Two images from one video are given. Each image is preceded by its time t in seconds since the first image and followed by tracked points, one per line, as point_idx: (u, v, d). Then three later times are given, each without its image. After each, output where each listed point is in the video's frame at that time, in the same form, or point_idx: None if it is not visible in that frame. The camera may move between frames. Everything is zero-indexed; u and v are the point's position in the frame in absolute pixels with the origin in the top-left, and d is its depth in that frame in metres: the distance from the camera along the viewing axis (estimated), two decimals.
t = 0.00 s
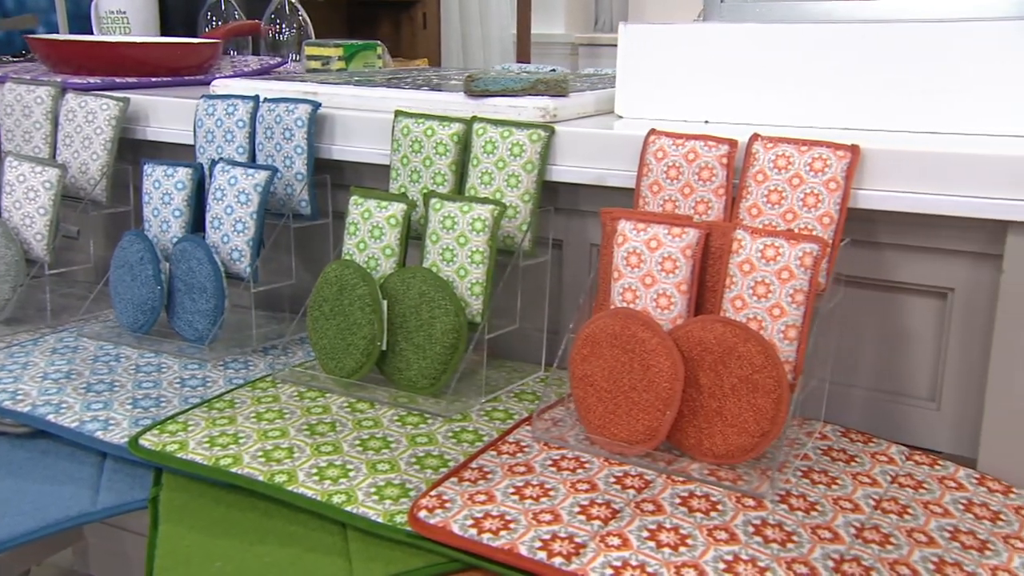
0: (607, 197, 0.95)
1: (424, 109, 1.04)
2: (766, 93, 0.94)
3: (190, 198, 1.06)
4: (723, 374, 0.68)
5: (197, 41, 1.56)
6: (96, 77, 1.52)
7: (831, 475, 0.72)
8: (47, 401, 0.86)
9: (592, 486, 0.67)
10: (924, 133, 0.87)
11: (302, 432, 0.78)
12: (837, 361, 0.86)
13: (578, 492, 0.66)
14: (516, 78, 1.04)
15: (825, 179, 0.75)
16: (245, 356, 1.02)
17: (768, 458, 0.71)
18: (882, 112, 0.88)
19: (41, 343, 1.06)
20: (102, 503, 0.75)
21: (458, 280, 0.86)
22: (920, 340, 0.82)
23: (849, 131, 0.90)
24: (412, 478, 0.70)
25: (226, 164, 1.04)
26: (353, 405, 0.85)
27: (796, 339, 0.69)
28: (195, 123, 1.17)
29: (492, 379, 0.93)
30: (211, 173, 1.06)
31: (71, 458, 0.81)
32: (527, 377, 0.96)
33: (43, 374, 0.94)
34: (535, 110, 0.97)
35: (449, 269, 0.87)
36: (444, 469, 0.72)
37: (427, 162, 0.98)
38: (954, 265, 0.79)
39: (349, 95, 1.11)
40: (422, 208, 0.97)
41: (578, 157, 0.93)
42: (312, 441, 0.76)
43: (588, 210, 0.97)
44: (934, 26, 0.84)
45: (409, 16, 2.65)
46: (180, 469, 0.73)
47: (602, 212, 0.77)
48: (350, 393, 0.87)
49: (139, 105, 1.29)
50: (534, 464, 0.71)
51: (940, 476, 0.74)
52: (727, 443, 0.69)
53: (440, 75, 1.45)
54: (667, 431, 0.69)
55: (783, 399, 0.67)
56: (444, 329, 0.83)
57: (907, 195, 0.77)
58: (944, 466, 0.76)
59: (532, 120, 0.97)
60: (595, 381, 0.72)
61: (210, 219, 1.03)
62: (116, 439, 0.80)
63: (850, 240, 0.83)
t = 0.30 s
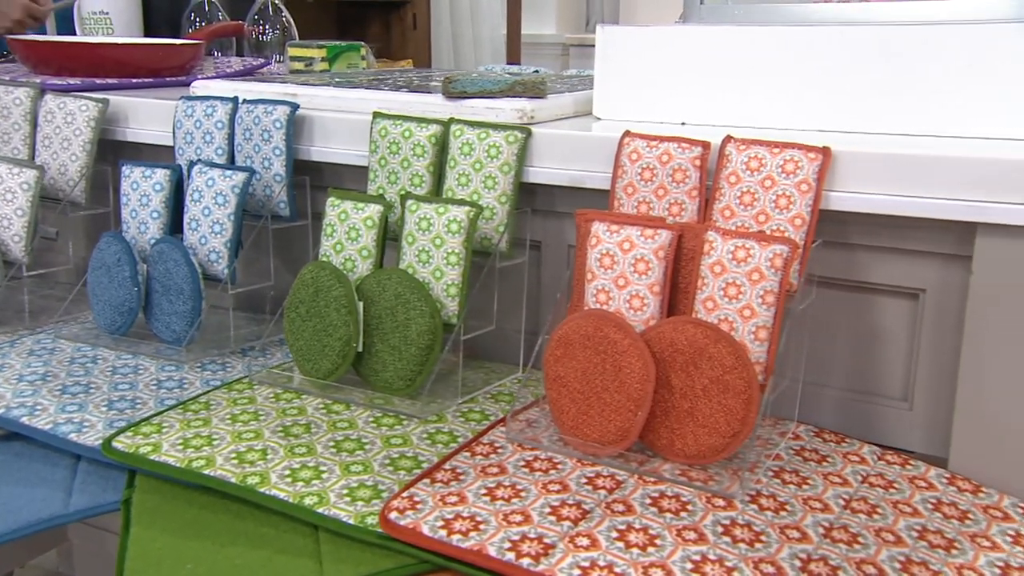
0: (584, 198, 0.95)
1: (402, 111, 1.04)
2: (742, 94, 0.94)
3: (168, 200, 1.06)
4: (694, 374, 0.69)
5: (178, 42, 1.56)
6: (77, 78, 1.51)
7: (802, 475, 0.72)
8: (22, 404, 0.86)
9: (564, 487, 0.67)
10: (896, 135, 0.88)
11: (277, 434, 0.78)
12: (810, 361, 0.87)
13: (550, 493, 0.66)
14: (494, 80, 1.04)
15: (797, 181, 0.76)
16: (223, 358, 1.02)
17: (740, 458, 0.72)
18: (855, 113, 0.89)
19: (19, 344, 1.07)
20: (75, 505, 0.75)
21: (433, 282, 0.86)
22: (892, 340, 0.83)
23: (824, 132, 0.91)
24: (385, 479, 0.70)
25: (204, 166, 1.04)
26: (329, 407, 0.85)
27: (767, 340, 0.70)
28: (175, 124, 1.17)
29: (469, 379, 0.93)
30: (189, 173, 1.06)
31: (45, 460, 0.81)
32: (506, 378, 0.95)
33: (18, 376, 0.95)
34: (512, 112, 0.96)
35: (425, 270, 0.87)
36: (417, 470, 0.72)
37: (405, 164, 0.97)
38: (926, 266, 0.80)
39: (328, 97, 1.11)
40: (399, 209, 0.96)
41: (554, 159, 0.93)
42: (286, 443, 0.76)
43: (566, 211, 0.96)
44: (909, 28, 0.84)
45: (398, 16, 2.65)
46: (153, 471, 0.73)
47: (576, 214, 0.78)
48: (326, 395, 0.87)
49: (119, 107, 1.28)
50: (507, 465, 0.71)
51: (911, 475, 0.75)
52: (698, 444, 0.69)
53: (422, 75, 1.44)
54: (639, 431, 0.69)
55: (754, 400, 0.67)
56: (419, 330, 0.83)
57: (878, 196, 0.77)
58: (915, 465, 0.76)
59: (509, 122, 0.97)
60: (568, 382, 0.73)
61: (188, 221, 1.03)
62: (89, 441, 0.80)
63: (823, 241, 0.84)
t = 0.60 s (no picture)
0: (562, 200, 0.95)
1: (382, 112, 1.04)
2: (720, 95, 0.94)
3: (147, 201, 1.06)
4: (666, 375, 0.69)
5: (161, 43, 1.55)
6: (58, 79, 1.51)
7: (773, 475, 0.73)
8: None
9: (536, 487, 0.67)
10: (871, 137, 0.88)
11: (252, 435, 0.78)
12: (785, 360, 0.87)
13: (521, 493, 0.66)
14: (472, 81, 1.04)
15: (770, 183, 0.76)
16: (201, 359, 1.02)
17: (712, 458, 0.72)
18: (831, 115, 0.89)
19: None
20: (48, 506, 0.76)
21: (410, 283, 0.86)
22: (866, 341, 0.83)
23: (799, 134, 0.91)
24: (359, 481, 0.70)
25: (183, 167, 1.04)
26: (305, 408, 0.85)
27: (738, 341, 0.70)
28: (154, 125, 1.16)
29: (447, 381, 0.93)
30: (169, 175, 1.06)
31: (19, 461, 0.81)
32: (484, 378, 0.95)
33: None
34: (490, 114, 0.96)
35: (402, 271, 0.87)
36: (391, 471, 0.72)
37: (383, 165, 0.97)
38: (899, 267, 0.80)
39: (308, 98, 1.11)
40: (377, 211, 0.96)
41: (531, 161, 0.93)
42: (261, 444, 0.76)
43: (544, 212, 0.96)
44: (884, 30, 0.84)
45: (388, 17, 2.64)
46: (126, 472, 0.73)
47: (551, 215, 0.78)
48: (303, 396, 0.87)
49: (100, 108, 1.28)
50: (480, 466, 0.71)
51: (883, 475, 0.75)
52: (670, 444, 0.69)
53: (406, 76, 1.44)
54: (611, 432, 0.70)
55: (724, 400, 0.68)
56: (395, 331, 0.83)
57: (849, 198, 0.78)
58: (887, 465, 0.77)
59: (487, 123, 0.97)
60: (542, 383, 0.73)
61: (167, 222, 1.03)
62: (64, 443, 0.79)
63: (797, 242, 0.84)
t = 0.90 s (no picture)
0: (552, 201, 0.94)
1: (374, 112, 1.04)
2: (710, 96, 0.95)
3: (141, 201, 1.07)
4: (651, 376, 0.69)
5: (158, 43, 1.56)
6: (55, 79, 1.51)
7: (758, 475, 0.73)
8: None
9: (520, 487, 0.68)
10: (861, 138, 0.88)
11: (240, 434, 0.78)
12: (773, 360, 0.88)
13: (505, 493, 0.66)
14: (464, 83, 1.04)
15: (756, 184, 0.76)
16: (193, 358, 1.02)
17: (697, 458, 0.72)
18: (820, 117, 0.89)
19: None
20: (37, 504, 0.78)
21: (399, 283, 0.86)
22: (853, 342, 0.84)
23: (789, 136, 0.91)
24: (345, 480, 0.70)
25: (175, 167, 1.04)
26: (295, 407, 0.85)
27: (722, 341, 0.70)
28: (149, 125, 1.17)
29: (437, 380, 0.93)
30: (162, 174, 1.07)
31: (10, 459, 0.82)
32: (474, 378, 0.95)
33: None
34: (481, 114, 0.97)
35: (391, 271, 0.87)
36: (377, 470, 0.72)
37: (375, 165, 0.97)
38: (886, 268, 0.80)
39: (302, 98, 1.11)
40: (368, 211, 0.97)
41: (521, 161, 0.93)
42: (248, 443, 0.76)
43: (534, 212, 0.96)
44: (875, 32, 0.84)
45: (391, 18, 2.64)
46: (115, 471, 0.73)
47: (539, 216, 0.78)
48: (293, 395, 0.87)
49: (96, 108, 1.29)
50: (466, 465, 0.72)
51: (868, 475, 0.76)
52: (655, 444, 0.70)
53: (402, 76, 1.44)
54: (595, 432, 0.70)
55: (708, 400, 0.68)
56: (384, 331, 0.83)
57: (836, 199, 0.78)
58: (873, 466, 0.77)
59: (479, 124, 0.97)
60: (528, 382, 0.73)
61: (160, 222, 1.04)
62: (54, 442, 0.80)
63: (785, 243, 0.85)
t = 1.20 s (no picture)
0: (551, 200, 0.94)
1: (375, 112, 1.04)
2: (709, 96, 0.94)
3: (144, 199, 1.07)
4: (643, 375, 0.70)
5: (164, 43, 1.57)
6: (63, 79, 1.52)
7: (751, 474, 0.73)
8: None
9: (513, 484, 0.68)
10: (860, 139, 0.88)
11: (237, 431, 0.79)
12: (770, 359, 0.88)
13: (497, 490, 0.67)
14: (465, 83, 1.05)
15: (751, 184, 0.76)
16: (195, 355, 1.03)
17: (689, 457, 0.72)
18: (819, 117, 0.89)
19: None
20: (35, 499, 0.79)
21: (397, 281, 0.87)
22: (849, 341, 0.84)
23: (788, 136, 0.91)
24: (339, 476, 0.71)
25: (178, 166, 1.05)
26: (292, 405, 0.86)
27: (715, 341, 0.70)
28: (153, 124, 1.18)
29: (436, 378, 0.93)
30: (165, 173, 1.07)
31: (11, 454, 0.83)
32: (472, 377, 0.95)
33: None
34: (480, 114, 0.97)
35: (389, 270, 0.88)
36: (372, 467, 0.72)
37: (375, 164, 0.98)
38: (882, 268, 0.80)
39: (304, 98, 1.12)
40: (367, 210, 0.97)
41: (519, 161, 0.93)
42: (245, 440, 0.77)
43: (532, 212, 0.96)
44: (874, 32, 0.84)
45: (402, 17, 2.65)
46: (113, 466, 0.74)
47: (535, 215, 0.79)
48: (291, 392, 0.88)
49: (102, 107, 1.30)
50: (460, 463, 0.72)
51: (863, 475, 0.76)
52: (648, 443, 0.70)
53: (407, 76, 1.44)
54: (588, 430, 0.70)
55: (700, 399, 0.68)
56: (381, 329, 0.84)
57: (831, 199, 0.78)
58: (867, 466, 0.77)
59: (478, 123, 0.98)
60: (523, 381, 0.74)
61: (162, 220, 1.05)
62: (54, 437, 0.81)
63: (781, 243, 0.85)
